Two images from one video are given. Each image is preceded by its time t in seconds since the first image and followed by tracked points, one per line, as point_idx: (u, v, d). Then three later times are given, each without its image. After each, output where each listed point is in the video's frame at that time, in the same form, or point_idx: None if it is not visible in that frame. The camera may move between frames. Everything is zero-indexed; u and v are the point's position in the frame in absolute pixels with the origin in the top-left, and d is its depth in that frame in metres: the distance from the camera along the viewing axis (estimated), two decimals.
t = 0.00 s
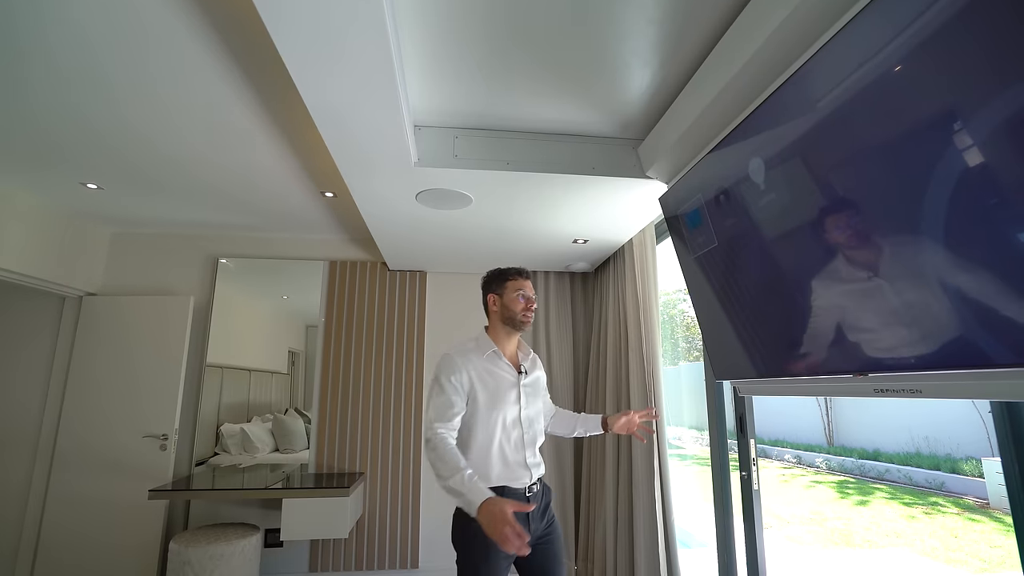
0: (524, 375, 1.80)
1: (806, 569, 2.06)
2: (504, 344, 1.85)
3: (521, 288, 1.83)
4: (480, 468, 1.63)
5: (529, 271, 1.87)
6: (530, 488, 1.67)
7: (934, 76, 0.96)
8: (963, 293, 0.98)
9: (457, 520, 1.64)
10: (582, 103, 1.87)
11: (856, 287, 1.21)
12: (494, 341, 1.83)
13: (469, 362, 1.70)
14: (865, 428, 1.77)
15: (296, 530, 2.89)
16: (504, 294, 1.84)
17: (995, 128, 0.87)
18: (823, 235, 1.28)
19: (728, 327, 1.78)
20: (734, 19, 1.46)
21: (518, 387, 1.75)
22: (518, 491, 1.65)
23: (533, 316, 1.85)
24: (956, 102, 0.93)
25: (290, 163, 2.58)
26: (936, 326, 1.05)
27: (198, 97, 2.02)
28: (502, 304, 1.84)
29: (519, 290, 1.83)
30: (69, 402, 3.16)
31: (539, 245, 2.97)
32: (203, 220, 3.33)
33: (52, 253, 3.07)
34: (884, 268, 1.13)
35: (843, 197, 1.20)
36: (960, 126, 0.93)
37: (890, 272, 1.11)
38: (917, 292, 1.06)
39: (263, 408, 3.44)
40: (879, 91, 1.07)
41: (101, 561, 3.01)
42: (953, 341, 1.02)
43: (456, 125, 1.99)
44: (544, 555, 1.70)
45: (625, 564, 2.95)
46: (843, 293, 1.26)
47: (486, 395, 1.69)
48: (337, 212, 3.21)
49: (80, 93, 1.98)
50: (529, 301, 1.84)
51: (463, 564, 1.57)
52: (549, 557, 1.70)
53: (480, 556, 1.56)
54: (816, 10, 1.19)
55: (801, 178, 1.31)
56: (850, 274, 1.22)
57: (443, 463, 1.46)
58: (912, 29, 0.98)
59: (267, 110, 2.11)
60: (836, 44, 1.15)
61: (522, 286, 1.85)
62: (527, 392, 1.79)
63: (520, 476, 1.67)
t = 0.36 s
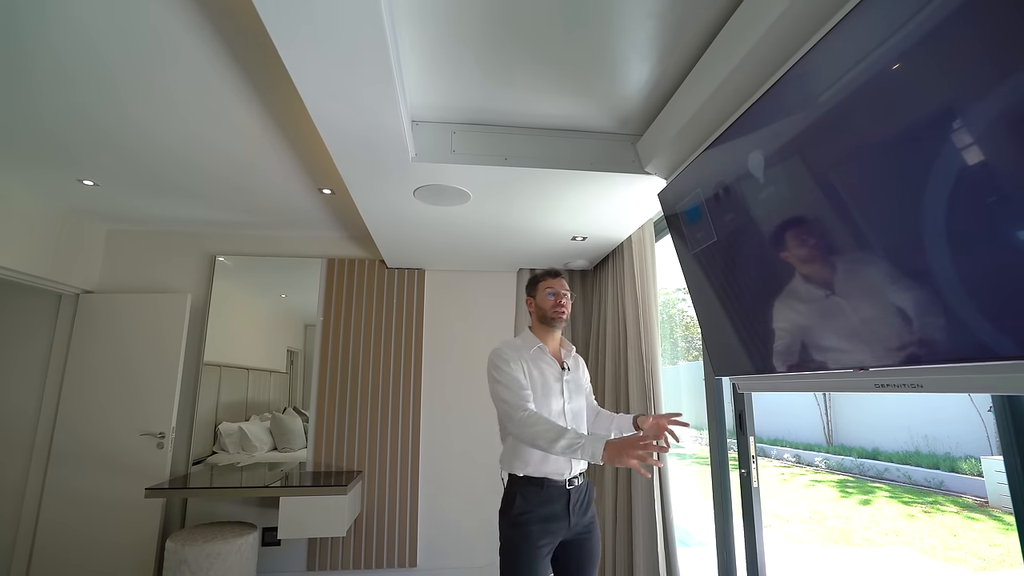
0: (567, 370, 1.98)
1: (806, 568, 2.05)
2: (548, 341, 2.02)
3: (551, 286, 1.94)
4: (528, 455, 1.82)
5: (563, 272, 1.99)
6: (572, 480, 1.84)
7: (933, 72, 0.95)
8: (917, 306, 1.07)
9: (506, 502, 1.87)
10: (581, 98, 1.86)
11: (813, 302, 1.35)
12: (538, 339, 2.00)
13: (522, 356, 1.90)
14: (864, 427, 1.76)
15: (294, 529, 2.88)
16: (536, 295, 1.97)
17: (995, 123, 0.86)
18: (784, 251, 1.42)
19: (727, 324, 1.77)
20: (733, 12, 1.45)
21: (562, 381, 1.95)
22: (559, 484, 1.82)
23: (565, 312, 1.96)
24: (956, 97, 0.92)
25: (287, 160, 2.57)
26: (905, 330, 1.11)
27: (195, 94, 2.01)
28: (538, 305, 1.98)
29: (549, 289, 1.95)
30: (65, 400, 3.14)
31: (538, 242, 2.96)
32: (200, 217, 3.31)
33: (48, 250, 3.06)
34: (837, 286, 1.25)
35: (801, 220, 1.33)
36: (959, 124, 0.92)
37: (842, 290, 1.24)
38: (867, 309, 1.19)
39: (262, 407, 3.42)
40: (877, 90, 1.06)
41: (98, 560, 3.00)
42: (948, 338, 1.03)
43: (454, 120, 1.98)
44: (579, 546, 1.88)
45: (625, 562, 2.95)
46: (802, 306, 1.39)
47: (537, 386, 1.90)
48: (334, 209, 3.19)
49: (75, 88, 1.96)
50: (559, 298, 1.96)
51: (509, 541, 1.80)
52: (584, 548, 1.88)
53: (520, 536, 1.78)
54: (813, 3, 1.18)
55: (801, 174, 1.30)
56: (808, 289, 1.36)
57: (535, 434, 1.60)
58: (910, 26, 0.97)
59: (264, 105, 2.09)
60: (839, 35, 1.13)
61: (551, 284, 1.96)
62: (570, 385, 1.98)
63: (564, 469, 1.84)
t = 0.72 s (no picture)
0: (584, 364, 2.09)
1: (804, 569, 2.03)
2: (568, 337, 2.09)
3: (568, 286, 1.99)
4: (546, 445, 1.83)
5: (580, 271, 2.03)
6: (589, 478, 1.83)
7: (930, 69, 0.93)
8: (890, 314, 1.11)
9: (519, 494, 1.86)
10: (575, 95, 1.84)
11: (787, 307, 1.41)
12: (558, 336, 2.08)
13: (544, 346, 2.00)
14: (864, 426, 1.73)
15: (287, 530, 2.86)
16: (553, 295, 2.04)
17: (994, 121, 0.85)
18: (763, 257, 1.47)
19: (723, 322, 1.75)
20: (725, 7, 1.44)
21: (580, 373, 2.05)
22: (577, 480, 1.82)
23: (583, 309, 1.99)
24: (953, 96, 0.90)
25: (279, 158, 2.55)
26: (880, 336, 1.15)
27: (185, 90, 1.98)
28: (556, 304, 2.03)
29: (566, 288, 2.00)
30: (57, 400, 3.12)
31: (534, 240, 2.94)
32: (194, 216, 3.29)
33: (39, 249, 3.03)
34: (810, 294, 1.31)
35: (779, 229, 1.38)
36: (958, 122, 0.90)
37: (816, 298, 1.30)
38: (836, 317, 1.25)
39: (258, 407, 3.39)
40: (871, 88, 1.05)
41: (90, 561, 2.98)
42: (940, 337, 1.02)
43: (446, 116, 1.96)
44: (589, 548, 1.87)
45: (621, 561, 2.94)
46: (777, 310, 1.45)
47: (560, 374, 1.99)
48: (328, 208, 3.17)
49: (62, 83, 1.94)
50: (575, 296, 1.99)
51: (520, 536, 1.78)
52: (593, 550, 1.87)
53: (533, 531, 1.76)
54: None
55: (796, 172, 1.28)
56: (783, 295, 1.41)
57: (554, 405, 1.67)
58: (905, 23, 0.96)
59: (255, 102, 2.07)
60: (835, 30, 1.11)
61: (570, 284, 2.00)
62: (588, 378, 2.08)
63: (580, 465, 1.84)
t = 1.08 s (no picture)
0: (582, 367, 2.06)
1: (801, 571, 2.02)
2: (566, 340, 2.06)
3: (560, 287, 1.98)
4: (544, 452, 1.82)
5: (571, 273, 2.02)
6: (592, 485, 1.81)
7: (924, 68, 0.91)
8: (880, 318, 1.09)
9: (521, 499, 1.83)
10: (566, 95, 1.82)
11: (780, 309, 1.39)
12: (557, 338, 2.05)
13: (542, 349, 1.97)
14: (861, 427, 1.72)
15: (280, 532, 2.83)
16: (546, 297, 2.02)
17: (989, 121, 0.83)
18: (754, 259, 1.46)
19: (716, 322, 1.73)
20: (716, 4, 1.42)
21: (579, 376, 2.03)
22: (580, 486, 1.79)
23: (575, 311, 1.98)
24: (947, 96, 0.88)
25: (270, 159, 2.53)
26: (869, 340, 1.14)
27: (172, 91, 1.96)
28: (550, 306, 2.02)
29: (557, 290, 1.98)
30: (47, 402, 3.10)
31: (528, 241, 2.93)
32: (186, 216, 3.27)
33: (30, 249, 3.00)
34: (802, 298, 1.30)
35: (769, 232, 1.37)
36: (953, 123, 0.88)
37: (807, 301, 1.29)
38: (828, 320, 1.23)
39: (252, 409, 3.37)
40: (866, 87, 1.03)
41: (81, 564, 2.96)
42: (933, 340, 1.00)
43: (437, 116, 1.94)
44: (589, 554, 1.86)
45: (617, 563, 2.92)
46: (768, 312, 1.44)
47: (561, 378, 1.96)
48: (321, 208, 3.15)
49: (47, 81, 1.91)
50: (567, 297, 1.98)
51: (520, 543, 1.75)
52: (593, 557, 1.86)
53: (533, 538, 1.74)
54: None
55: (789, 173, 1.26)
56: (774, 298, 1.41)
57: (557, 405, 1.65)
58: (899, 21, 0.94)
59: (244, 102, 2.05)
60: (829, 28, 1.09)
61: (563, 285, 1.99)
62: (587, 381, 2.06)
63: (583, 471, 1.82)
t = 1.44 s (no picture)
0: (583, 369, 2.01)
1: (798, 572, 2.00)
2: (567, 341, 2.02)
3: (564, 285, 1.95)
4: (531, 452, 1.81)
5: (578, 271, 1.99)
6: (577, 486, 1.78)
7: (922, 65, 0.89)
8: (876, 319, 1.07)
9: (506, 497, 1.84)
10: (558, 92, 1.80)
11: (774, 310, 1.37)
12: (557, 338, 2.01)
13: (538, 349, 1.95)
14: (860, 427, 1.70)
15: (272, 534, 2.81)
16: (551, 294, 1.99)
17: (989, 120, 0.81)
18: (747, 260, 1.44)
19: (710, 322, 1.71)
20: None
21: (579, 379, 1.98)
22: (565, 486, 1.77)
23: (578, 310, 1.94)
24: (946, 94, 0.86)
25: (262, 158, 2.51)
26: (862, 342, 1.13)
27: (159, 91, 1.92)
28: (554, 303, 1.99)
29: (561, 287, 1.95)
30: (37, 403, 3.07)
31: (523, 240, 2.90)
32: (178, 215, 3.24)
33: (20, 249, 2.97)
34: (795, 300, 1.29)
35: (764, 232, 1.34)
36: (952, 122, 0.86)
37: (801, 302, 1.27)
38: (823, 321, 1.21)
39: (248, 409, 3.33)
40: (862, 85, 1.01)
41: (71, 567, 2.93)
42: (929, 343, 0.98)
43: (428, 114, 1.92)
44: (576, 556, 1.83)
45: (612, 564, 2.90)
46: (761, 314, 1.43)
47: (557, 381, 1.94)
48: (315, 207, 3.13)
49: (33, 80, 1.88)
50: (571, 296, 1.94)
51: (502, 540, 1.76)
52: (580, 559, 1.82)
53: (515, 536, 1.73)
54: None
55: (783, 172, 1.24)
56: (767, 300, 1.39)
57: (540, 407, 1.63)
58: (898, 16, 0.92)
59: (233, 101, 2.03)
60: (826, 24, 1.07)
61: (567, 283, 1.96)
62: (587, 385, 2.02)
63: (570, 471, 1.79)
